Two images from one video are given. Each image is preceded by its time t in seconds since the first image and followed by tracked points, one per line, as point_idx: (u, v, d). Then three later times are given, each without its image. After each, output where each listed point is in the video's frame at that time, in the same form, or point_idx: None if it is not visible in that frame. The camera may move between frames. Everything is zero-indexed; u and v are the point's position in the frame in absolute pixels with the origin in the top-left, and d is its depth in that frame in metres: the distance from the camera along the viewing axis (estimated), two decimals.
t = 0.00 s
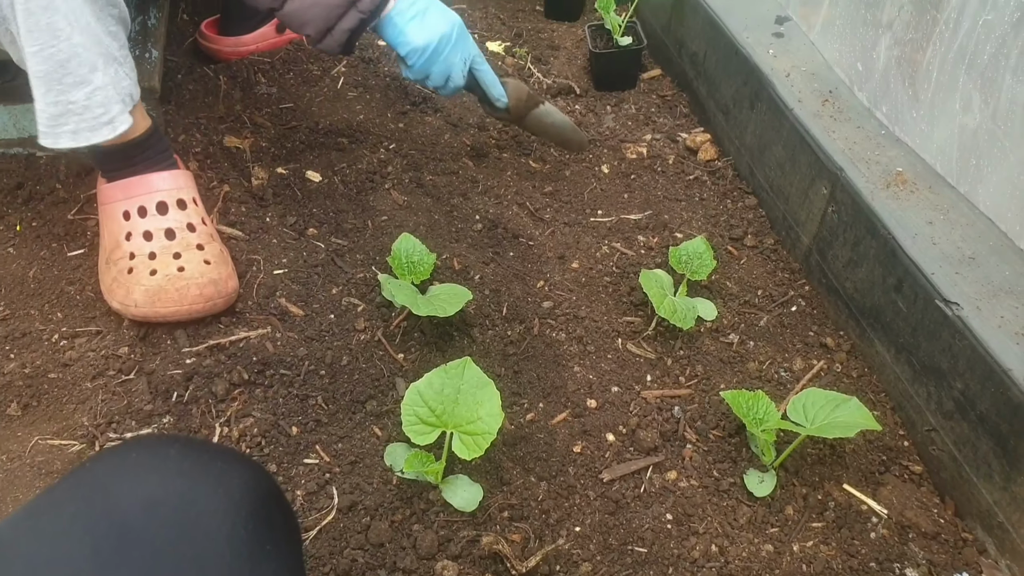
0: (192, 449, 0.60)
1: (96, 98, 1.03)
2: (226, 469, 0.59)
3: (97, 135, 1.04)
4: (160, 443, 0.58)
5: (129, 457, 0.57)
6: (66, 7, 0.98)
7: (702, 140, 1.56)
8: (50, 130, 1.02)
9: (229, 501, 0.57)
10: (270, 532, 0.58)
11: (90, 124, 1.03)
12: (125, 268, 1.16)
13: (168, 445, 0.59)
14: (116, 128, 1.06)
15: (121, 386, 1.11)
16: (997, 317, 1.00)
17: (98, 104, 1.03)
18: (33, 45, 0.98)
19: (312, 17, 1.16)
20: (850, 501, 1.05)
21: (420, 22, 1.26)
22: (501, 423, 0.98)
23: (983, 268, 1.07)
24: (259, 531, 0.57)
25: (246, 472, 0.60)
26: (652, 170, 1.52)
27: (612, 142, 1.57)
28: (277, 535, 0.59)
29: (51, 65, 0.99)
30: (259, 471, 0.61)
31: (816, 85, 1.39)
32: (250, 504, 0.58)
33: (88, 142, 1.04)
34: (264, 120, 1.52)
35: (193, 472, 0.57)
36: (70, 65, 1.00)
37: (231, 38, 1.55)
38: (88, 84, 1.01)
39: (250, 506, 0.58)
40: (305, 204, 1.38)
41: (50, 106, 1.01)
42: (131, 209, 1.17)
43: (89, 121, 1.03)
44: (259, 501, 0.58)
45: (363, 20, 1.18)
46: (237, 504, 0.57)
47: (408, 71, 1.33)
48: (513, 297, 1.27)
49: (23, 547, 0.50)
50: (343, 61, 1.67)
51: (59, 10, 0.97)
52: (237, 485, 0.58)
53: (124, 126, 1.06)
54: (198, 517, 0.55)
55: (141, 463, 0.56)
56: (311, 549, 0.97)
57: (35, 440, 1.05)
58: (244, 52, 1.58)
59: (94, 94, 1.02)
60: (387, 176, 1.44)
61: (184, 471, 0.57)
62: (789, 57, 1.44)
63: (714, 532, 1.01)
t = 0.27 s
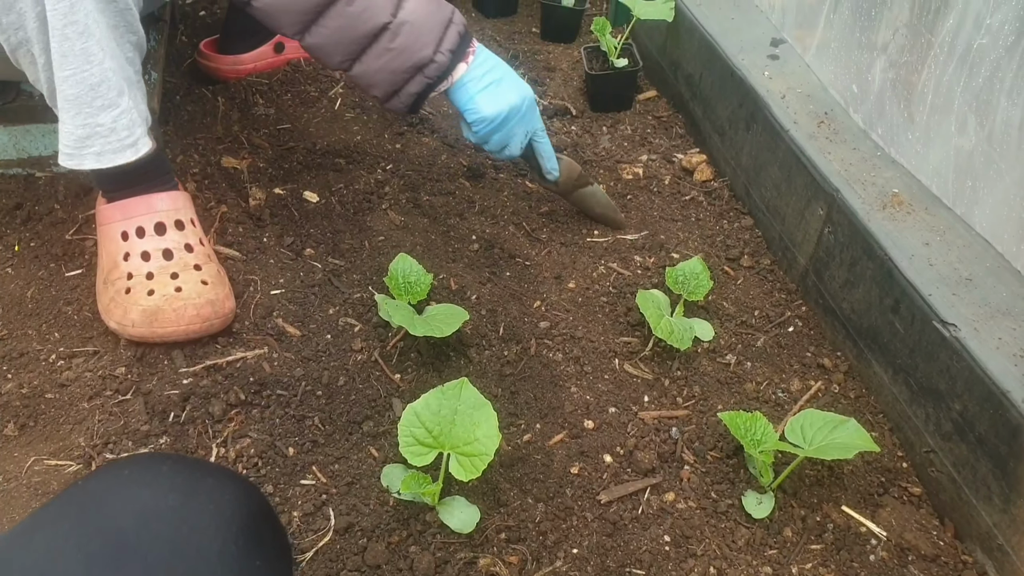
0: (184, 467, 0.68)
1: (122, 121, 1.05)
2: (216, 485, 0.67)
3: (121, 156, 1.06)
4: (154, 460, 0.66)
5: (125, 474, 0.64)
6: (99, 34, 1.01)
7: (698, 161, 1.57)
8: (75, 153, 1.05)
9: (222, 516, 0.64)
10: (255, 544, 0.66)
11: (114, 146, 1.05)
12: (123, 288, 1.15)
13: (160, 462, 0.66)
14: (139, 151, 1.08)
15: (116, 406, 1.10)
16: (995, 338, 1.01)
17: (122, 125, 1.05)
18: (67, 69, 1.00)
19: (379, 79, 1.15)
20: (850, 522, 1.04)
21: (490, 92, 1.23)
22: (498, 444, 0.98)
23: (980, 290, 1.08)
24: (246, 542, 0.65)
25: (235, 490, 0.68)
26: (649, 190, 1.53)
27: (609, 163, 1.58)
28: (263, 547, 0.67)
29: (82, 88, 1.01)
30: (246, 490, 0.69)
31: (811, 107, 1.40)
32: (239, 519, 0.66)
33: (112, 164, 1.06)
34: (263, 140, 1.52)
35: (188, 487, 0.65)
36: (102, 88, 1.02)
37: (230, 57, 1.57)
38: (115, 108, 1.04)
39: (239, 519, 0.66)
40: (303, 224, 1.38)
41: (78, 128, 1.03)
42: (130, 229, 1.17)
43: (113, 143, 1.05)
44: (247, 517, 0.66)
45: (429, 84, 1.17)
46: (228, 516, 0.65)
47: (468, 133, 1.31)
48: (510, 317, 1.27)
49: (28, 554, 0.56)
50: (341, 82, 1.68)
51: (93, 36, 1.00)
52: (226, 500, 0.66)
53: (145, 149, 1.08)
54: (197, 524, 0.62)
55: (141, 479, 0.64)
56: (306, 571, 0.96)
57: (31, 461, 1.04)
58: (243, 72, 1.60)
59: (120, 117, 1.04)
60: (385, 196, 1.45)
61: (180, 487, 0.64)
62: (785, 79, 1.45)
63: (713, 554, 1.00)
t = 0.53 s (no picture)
0: (177, 483, 0.67)
1: (150, 134, 1.05)
2: (210, 502, 0.67)
3: (148, 168, 1.07)
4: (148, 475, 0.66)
5: (117, 489, 0.64)
6: (133, 50, 1.01)
7: (695, 178, 1.58)
8: (104, 165, 1.05)
9: (215, 533, 0.64)
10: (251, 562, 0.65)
11: (142, 160, 1.06)
12: (119, 299, 1.15)
13: (155, 478, 0.66)
14: (164, 164, 1.08)
15: (110, 423, 1.10)
16: (990, 356, 1.01)
17: (149, 139, 1.05)
18: (101, 84, 1.00)
19: (453, 100, 1.21)
20: (847, 541, 1.04)
21: (548, 118, 1.31)
22: (495, 461, 0.97)
23: (975, 307, 1.08)
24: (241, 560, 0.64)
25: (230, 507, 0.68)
26: (646, 207, 1.54)
27: (606, 180, 1.59)
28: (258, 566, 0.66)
29: (115, 103, 1.01)
30: (243, 507, 0.69)
31: (807, 125, 1.41)
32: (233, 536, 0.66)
33: (140, 176, 1.07)
34: (261, 156, 1.53)
35: (181, 505, 0.65)
36: (135, 103, 1.02)
37: (229, 73, 1.60)
38: (144, 122, 1.04)
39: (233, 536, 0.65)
40: (301, 239, 1.39)
41: (109, 142, 1.03)
42: (126, 241, 1.16)
43: (140, 156, 1.05)
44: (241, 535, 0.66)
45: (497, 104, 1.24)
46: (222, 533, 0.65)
47: (514, 148, 1.37)
48: (507, 333, 1.27)
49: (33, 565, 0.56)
50: (340, 98, 1.69)
51: (128, 52, 1.00)
52: (220, 517, 0.66)
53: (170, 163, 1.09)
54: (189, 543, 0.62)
55: (133, 496, 0.64)
56: None
57: (24, 478, 1.04)
58: (242, 88, 1.63)
59: (149, 131, 1.04)
60: (383, 212, 1.45)
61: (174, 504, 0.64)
62: (781, 97, 1.46)
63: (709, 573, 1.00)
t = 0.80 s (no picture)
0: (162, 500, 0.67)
1: (182, 148, 1.05)
2: (195, 518, 0.67)
3: (180, 181, 1.06)
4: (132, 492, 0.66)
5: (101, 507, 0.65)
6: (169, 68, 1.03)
7: (685, 190, 1.59)
8: (137, 179, 1.04)
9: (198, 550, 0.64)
10: None
11: (176, 171, 1.05)
12: (148, 315, 1.17)
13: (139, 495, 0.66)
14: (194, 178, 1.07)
15: (100, 441, 1.10)
16: (977, 362, 1.02)
17: (183, 152, 1.05)
18: (138, 99, 1.00)
19: (458, 152, 1.27)
20: (838, 548, 1.04)
21: (544, 159, 1.37)
22: (487, 474, 0.98)
23: (962, 314, 1.09)
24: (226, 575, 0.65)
25: (215, 521, 0.68)
26: (636, 218, 1.55)
27: (597, 192, 1.60)
28: None
29: (153, 117, 1.01)
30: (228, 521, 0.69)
31: (795, 136, 1.42)
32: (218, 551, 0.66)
33: (172, 190, 1.06)
34: (252, 173, 1.54)
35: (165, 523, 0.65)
36: (171, 117, 1.03)
37: (220, 85, 1.62)
38: (178, 136, 1.04)
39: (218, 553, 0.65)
40: (292, 255, 1.39)
41: (144, 155, 1.02)
42: (140, 257, 1.19)
43: (175, 168, 1.05)
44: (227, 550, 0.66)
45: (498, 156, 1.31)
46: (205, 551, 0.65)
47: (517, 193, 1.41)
48: (499, 345, 1.27)
49: None
50: (331, 114, 1.70)
51: (165, 69, 1.02)
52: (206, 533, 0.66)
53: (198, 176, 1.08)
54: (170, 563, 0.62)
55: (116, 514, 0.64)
56: None
57: (12, 498, 1.04)
58: (232, 100, 1.63)
59: (181, 144, 1.05)
60: (374, 227, 1.46)
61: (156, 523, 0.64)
62: (768, 109, 1.48)
63: None
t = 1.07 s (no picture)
0: (140, 513, 0.74)
1: (131, 161, 1.06)
2: (173, 529, 0.74)
3: (132, 195, 1.07)
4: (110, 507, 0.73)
5: (79, 521, 0.71)
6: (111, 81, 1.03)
7: (660, 200, 1.61)
8: (86, 196, 1.05)
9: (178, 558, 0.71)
10: None
11: (125, 187, 1.06)
12: (120, 330, 1.17)
13: (115, 509, 0.73)
14: (147, 190, 1.09)
15: (74, 458, 1.09)
16: (947, 363, 1.04)
17: (132, 166, 1.06)
18: (81, 114, 1.01)
19: (404, 130, 1.29)
20: (815, 549, 1.06)
21: (487, 100, 1.39)
22: (466, 482, 0.98)
23: (931, 317, 1.11)
24: None
25: (194, 533, 0.75)
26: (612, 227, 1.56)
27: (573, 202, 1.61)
28: None
29: (97, 131, 1.02)
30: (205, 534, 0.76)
31: (767, 143, 1.44)
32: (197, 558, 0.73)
33: (123, 205, 1.08)
34: (227, 186, 1.53)
35: (146, 533, 0.72)
36: (115, 130, 1.04)
37: (191, 101, 1.61)
38: (125, 150, 1.05)
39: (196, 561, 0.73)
40: (269, 267, 1.39)
41: (91, 171, 1.04)
42: (113, 272, 1.19)
43: (124, 182, 1.06)
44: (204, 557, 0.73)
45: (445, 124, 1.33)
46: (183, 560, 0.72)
47: (470, 148, 1.43)
48: (478, 355, 1.28)
49: None
50: (307, 126, 1.70)
51: (106, 82, 1.02)
52: (184, 543, 0.73)
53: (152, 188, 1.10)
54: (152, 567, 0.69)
55: (97, 526, 0.71)
56: None
57: None
58: (204, 116, 1.63)
59: (131, 158, 1.06)
60: (351, 238, 1.46)
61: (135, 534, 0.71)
62: (741, 118, 1.50)
63: None
